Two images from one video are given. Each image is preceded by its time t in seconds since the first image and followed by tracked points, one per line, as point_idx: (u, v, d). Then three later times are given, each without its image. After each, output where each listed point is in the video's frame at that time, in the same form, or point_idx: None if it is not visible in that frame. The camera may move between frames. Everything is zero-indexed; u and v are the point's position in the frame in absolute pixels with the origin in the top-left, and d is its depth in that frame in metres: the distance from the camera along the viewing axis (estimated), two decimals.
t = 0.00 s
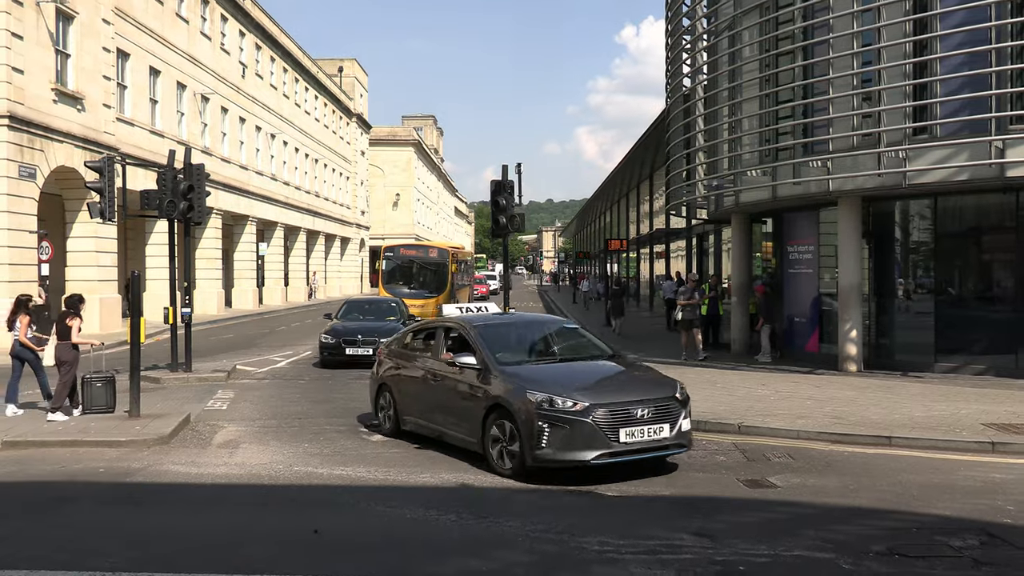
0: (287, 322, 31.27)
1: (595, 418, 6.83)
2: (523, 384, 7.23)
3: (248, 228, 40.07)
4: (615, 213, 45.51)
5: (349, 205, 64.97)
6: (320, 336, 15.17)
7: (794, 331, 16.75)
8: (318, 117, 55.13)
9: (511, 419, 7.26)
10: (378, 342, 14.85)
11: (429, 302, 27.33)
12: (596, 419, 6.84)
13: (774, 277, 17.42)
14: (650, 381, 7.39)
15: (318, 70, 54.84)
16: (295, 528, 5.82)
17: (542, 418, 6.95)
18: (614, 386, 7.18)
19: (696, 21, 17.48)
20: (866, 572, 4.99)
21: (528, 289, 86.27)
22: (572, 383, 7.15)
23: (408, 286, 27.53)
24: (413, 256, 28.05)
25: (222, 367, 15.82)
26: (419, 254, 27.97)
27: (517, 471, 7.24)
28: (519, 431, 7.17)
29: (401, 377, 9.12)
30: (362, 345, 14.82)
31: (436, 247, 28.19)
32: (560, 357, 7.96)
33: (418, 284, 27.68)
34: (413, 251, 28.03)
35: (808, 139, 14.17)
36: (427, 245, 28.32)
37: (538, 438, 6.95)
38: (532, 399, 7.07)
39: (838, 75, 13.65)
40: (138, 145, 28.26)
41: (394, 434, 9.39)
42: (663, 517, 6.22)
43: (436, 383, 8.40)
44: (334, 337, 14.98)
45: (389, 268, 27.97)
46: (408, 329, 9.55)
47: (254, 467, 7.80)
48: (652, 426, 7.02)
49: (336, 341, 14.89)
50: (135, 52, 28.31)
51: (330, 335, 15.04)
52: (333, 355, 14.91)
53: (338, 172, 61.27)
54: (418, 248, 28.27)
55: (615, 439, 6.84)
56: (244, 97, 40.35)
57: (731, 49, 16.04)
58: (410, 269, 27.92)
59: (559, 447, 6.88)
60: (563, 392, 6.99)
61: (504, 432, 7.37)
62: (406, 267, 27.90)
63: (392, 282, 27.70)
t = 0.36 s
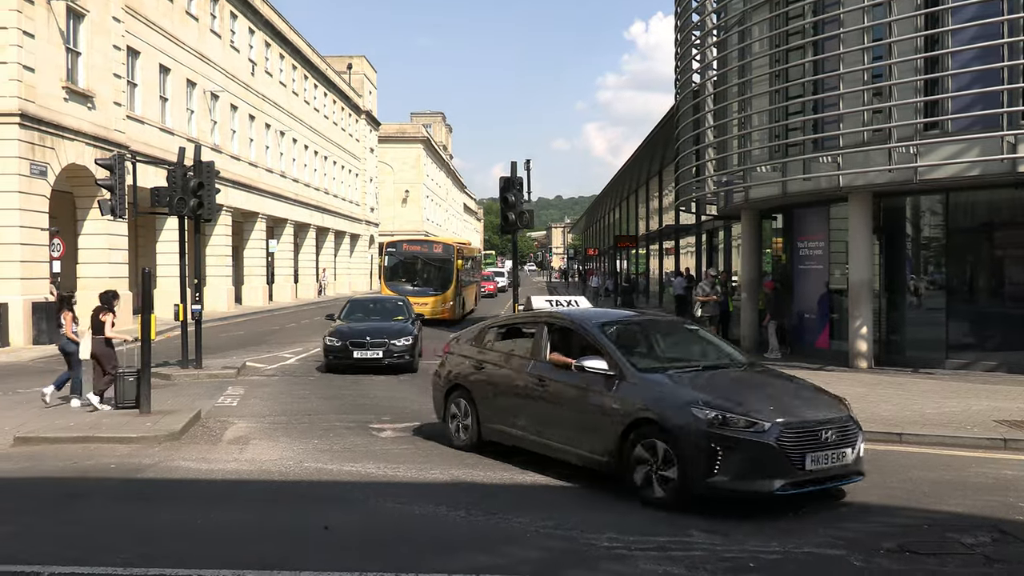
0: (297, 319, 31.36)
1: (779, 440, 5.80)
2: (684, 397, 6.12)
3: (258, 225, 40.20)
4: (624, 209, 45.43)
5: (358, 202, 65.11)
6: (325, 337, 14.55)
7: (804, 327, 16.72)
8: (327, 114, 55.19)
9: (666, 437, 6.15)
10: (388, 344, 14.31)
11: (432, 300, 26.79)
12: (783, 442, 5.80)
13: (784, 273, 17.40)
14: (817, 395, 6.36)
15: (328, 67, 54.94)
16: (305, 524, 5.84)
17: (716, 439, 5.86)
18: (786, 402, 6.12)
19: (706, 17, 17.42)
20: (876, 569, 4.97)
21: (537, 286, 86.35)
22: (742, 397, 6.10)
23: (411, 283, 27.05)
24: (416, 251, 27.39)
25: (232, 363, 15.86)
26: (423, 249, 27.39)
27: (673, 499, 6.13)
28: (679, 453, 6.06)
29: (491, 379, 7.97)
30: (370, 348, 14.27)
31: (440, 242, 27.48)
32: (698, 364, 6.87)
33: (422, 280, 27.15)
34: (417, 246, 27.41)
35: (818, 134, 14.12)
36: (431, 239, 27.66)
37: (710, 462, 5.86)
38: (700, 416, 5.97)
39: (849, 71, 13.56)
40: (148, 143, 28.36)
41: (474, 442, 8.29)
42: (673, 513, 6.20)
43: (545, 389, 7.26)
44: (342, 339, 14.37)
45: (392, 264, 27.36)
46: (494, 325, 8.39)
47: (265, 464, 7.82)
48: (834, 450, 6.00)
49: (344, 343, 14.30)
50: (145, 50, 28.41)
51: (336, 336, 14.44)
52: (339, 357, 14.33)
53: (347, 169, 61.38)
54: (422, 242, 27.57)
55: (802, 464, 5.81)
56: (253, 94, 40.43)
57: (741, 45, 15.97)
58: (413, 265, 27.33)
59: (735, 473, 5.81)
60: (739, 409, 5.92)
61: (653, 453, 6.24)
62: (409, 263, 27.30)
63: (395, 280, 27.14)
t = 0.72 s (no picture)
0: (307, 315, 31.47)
1: None
2: (915, 419, 4.92)
3: (268, 221, 40.31)
4: (634, 205, 45.31)
5: (368, 198, 65.22)
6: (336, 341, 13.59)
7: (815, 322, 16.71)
8: (337, 110, 55.26)
9: (892, 467, 4.95)
10: (409, 347, 13.48)
11: (435, 296, 26.30)
12: None
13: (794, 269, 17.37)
14: None
15: (337, 63, 55.00)
16: (315, 519, 5.86)
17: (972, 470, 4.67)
18: None
19: (716, 11, 17.33)
20: (887, 565, 4.94)
21: (546, 282, 86.36)
22: (985, 415, 4.92)
23: (414, 279, 26.53)
24: (419, 246, 26.85)
25: (243, 359, 15.91)
26: (426, 244, 26.86)
27: (908, 545, 4.92)
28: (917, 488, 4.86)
29: (615, 395, 6.69)
30: (389, 352, 13.41)
31: (443, 236, 26.92)
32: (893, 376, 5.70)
33: (426, 276, 26.60)
34: (419, 241, 26.87)
35: (829, 129, 14.04)
36: (435, 233, 27.08)
37: (968, 497, 4.65)
38: (945, 438, 4.78)
39: (860, 65, 13.47)
40: (158, 139, 28.46)
41: (587, 468, 7.01)
42: (683, 509, 6.19)
43: (699, 408, 6.06)
44: (358, 343, 13.45)
45: (394, 259, 26.78)
46: (604, 331, 7.13)
47: (275, 459, 7.85)
48: None
49: (360, 347, 13.40)
50: (155, 46, 28.50)
51: (351, 340, 13.53)
52: (356, 363, 13.41)
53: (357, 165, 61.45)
54: (426, 236, 27.01)
55: None
56: (263, 90, 40.51)
57: (751, 39, 15.89)
58: (416, 260, 26.75)
59: (1000, 511, 4.62)
60: (993, 430, 4.73)
61: (874, 486, 5.04)
62: (412, 258, 26.73)
63: (398, 276, 26.56)
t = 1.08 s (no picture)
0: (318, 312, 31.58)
1: None
2: None
3: (279, 217, 40.44)
4: (644, 202, 45.13)
5: (378, 195, 65.31)
6: (358, 343, 12.51)
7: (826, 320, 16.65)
8: (348, 107, 55.35)
9: None
10: (440, 349, 12.47)
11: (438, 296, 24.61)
12: None
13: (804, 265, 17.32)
14: None
15: (348, 60, 55.06)
16: (325, 515, 5.86)
17: None
18: None
19: (727, 8, 17.24)
20: (900, 565, 4.90)
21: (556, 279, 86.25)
22: None
23: (416, 277, 24.78)
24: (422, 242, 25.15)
25: (254, 356, 15.96)
26: (428, 240, 25.10)
27: None
28: None
29: (801, 412, 5.40)
30: (418, 355, 12.36)
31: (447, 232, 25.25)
32: None
33: (429, 275, 24.85)
34: (422, 237, 25.17)
35: (840, 126, 13.96)
36: (438, 229, 25.38)
37: None
38: None
39: (873, 62, 13.39)
40: (170, 136, 28.57)
41: (757, 498, 5.74)
42: (693, 506, 6.17)
43: (918, 428, 4.80)
44: (383, 345, 12.37)
45: (396, 257, 25.06)
46: (777, 336, 5.86)
47: (286, 455, 7.87)
48: None
49: (385, 349, 12.34)
50: (166, 43, 28.59)
51: (374, 342, 12.46)
52: (381, 367, 12.33)
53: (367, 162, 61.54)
54: (428, 233, 25.29)
55: None
56: (274, 87, 40.61)
57: (762, 36, 15.80)
58: (419, 258, 24.98)
59: None
60: None
61: None
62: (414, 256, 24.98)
63: (399, 274, 24.80)
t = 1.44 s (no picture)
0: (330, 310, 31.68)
1: None
2: None
3: (291, 216, 40.59)
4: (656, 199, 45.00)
5: (390, 193, 65.43)
6: (391, 350, 11.38)
7: (840, 319, 16.40)
8: (359, 106, 55.46)
9: None
10: (482, 356, 11.44)
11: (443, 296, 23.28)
12: None
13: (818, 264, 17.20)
14: None
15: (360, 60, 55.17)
16: (338, 513, 5.87)
17: None
18: None
19: (739, 5, 17.14)
20: (916, 564, 4.86)
21: (567, 277, 86.14)
22: None
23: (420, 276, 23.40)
24: (425, 239, 23.72)
25: (267, 354, 16.01)
26: (432, 237, 23.74)
27: None
28: None
29: None
30: (458, 363, 11.30)
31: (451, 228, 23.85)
32: None
33: (433, 273, 23.48)
34: (425, 233, 23.76)
35: (854, 123, 13.85)
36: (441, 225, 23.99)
37: None
38: None
39: (886, 58, 13.29)
40: (182, 135, 28.71)
41: (1011, 549, 4.67)
42: (707, 506, 6.14)
43: None
44: (422, 352, 11.26)
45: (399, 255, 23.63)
46: (1016, 351, 4.93)
47: (299, 453, 7.90)
48: None
49: (423, 357, 11.25)
50: (179, 44, 28.73)
51: (410, 349, 11.36)
52: (418, 377, 11.23)
53: (379, 161, 61.66)
54: (431, 229, 23.91)
55: None
56: (286, 87, 40.74)
57: (775, 33, 15.70)
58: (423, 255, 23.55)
59: None
60: None
61: None
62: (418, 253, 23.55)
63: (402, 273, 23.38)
